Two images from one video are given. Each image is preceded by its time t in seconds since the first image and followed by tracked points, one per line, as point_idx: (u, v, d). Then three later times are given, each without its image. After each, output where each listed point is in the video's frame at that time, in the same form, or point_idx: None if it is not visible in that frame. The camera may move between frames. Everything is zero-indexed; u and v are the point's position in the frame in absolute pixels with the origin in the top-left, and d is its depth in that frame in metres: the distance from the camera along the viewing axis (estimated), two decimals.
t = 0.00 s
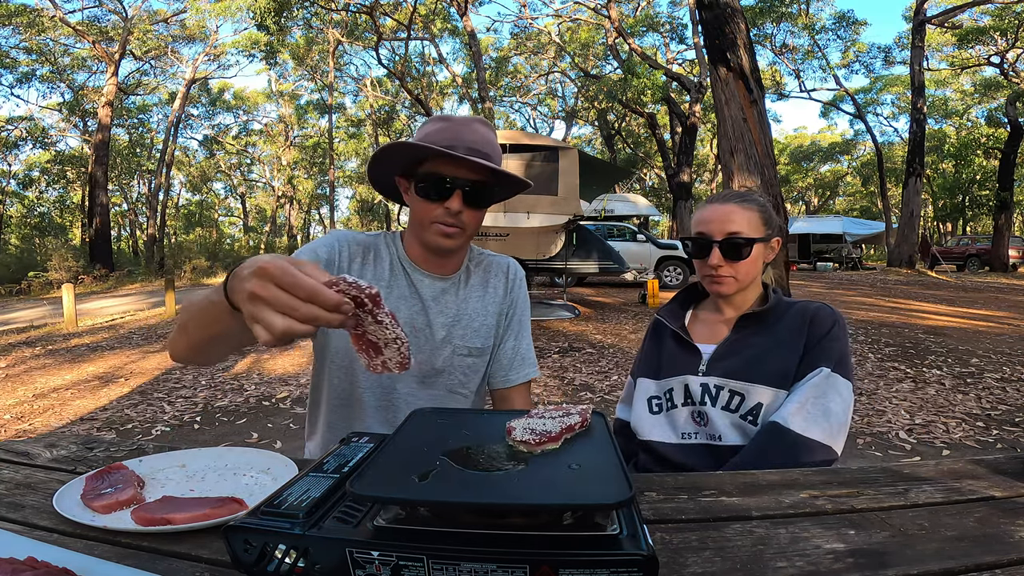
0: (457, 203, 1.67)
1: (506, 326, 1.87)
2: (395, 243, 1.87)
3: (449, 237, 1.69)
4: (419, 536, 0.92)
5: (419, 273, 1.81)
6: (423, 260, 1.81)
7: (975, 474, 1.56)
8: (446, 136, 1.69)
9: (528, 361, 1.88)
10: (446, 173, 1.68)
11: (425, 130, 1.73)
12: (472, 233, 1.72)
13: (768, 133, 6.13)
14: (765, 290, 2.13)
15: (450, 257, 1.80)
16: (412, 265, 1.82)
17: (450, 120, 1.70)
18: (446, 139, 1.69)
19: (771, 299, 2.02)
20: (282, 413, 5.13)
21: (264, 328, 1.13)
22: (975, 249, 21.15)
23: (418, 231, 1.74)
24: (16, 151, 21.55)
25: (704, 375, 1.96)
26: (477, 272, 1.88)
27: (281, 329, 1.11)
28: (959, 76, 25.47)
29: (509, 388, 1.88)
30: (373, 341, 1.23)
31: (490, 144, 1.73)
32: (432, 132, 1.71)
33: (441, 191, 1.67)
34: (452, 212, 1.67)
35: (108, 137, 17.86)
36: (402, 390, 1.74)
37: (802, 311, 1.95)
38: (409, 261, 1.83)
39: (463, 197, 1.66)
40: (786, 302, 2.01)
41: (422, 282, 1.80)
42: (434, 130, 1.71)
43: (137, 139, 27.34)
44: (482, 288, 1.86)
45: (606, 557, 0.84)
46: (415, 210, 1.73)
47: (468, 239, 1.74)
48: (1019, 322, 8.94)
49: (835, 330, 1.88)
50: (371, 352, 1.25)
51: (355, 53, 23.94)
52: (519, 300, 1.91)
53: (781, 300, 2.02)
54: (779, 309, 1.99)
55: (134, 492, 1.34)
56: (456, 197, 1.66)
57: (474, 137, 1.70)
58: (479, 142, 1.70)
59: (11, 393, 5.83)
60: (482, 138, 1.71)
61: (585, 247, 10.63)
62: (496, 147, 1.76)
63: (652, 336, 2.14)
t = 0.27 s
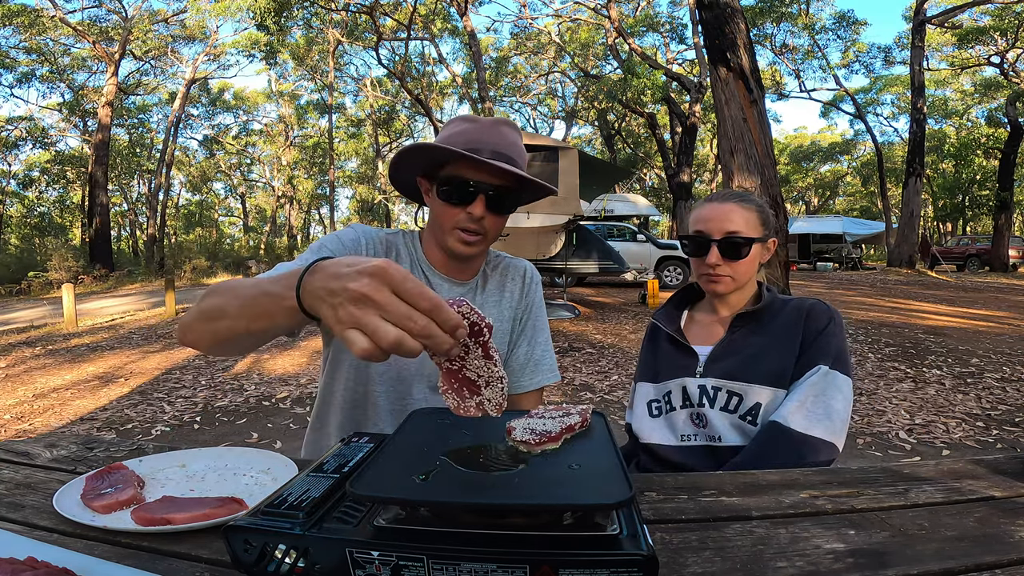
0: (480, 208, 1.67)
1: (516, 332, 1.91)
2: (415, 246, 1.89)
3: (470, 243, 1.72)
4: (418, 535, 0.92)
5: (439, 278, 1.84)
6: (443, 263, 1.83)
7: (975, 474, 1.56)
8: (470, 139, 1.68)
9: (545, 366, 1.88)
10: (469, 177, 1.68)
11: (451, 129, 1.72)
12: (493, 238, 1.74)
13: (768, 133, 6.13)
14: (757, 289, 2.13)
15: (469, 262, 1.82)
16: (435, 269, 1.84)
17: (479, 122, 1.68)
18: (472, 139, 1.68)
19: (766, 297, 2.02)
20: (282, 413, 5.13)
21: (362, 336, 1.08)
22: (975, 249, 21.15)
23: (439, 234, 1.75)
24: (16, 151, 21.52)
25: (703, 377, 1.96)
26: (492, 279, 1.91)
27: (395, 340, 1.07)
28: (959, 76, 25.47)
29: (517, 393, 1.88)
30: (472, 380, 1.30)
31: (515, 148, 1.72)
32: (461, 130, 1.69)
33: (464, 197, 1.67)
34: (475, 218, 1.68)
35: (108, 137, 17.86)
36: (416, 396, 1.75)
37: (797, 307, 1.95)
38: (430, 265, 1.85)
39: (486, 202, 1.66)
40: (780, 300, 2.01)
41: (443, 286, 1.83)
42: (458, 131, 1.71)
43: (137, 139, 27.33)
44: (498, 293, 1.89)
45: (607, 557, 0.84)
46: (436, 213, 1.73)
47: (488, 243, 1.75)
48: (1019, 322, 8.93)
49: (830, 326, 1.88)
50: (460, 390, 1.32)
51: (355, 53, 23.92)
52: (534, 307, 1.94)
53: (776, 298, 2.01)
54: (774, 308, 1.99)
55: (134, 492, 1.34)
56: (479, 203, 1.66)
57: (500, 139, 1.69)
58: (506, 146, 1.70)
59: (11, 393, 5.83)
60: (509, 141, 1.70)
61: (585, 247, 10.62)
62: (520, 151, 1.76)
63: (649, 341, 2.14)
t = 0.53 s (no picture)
0: (487, 212, 1.67)
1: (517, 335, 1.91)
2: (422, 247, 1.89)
3: (476, 247, 1.71)
4: (418, 535, 0.92)
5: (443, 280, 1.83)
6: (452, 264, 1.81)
7: (975, 475, 1.56)
8: (478, 142, 1.69)
9: (546, 370, 1.89)
10: (475, 180, 1.68)
11: (461, 132, 1.73)
12: (498, 244, 1.74)
13: (768, 133, 6.13)
14: (756, 289, 2.13)
15: (476, 264, 1.82)
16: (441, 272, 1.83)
17: (489, 125, 1.72)
18: (481, 146, 1.70)
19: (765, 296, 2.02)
20: (282, 413, 5.13)
21: (378, 316, 1.07)
22: (975, 249, 21.16)
23: (445, 235, 1.74)
24: (16, 151, 21.50)
25: (702, 378, 1.96)
26: (496, 280, 1.91)
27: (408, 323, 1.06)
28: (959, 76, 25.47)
29: (518, 396, 1.88)
30: (473, 370, 1.44)
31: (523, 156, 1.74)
32: (473, 134, 1.71)
33: (471, 201, 1.67)
34: (481, 221, 1.68)
35: (108, 137, 17.86)
36: (419, 397, 1.74)
37: (796, 307, 1.95)
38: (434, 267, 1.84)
39: (492, 207, 1.67)
40: (778, 300, 2.01)
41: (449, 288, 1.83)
42: (468, 133, 1.72)
43: (137, 139, 27.33)
44: (503, 297, 1.89)
45: (606, 557, 0.84)
46: (443, 214, 1.73)
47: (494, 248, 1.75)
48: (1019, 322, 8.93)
49: (829, 326, 1.88)
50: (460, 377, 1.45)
51: (355, 53, 23.91)
52: (537, 311, 1.94)
53: (775, 298, 2.01)
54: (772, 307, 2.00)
55: (134, 492, 1.34)
56: (485, 207, 1.66)
57: (510, 144, 1.71)
58: (515, 152, 1.72)
59: (11, 393, 5.83)
60: (518, 147, 1.73)
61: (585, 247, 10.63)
62: (528, 154, 1.77)
63: (648, 342, 2.14)
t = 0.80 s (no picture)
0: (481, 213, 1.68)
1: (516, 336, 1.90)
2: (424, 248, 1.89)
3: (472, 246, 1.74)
4: (417, 535, 0.92)
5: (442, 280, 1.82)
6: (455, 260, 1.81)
7: (975, 475, 1.56)
8: (475, 144, 1.69)
9: (543, 369, 1.90)
10: (471, 181, 1.68)
11: (457, 134, 1.73)
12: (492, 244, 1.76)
13: (768, 133, 6.13)
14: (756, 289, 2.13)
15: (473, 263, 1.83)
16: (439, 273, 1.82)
17: (484, 127, 1.72)
18: (477, 148, 1.69)
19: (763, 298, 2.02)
20: (282, 413, 5.13)
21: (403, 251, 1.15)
22: (976, 249, 21.16)
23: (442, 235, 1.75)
24: (16, 151, 21.45)
25: (702, 378, 1.95)
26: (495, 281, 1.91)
27: (426, 242, 1.14)
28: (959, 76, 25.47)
29: (516, 396, 1.87)
30: (484, 340, 1.33)
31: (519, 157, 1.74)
32: (469, 137, 1.71)
33: (467, 201, 1.67)
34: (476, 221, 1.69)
35: (108, 137, 17.84)
36: (417, 395, 1.73)
37: (795, 308, 1.95)
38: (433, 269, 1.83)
39: (487, 207, 1.67)
40: (777, 302, 2.01)
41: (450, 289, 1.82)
42: (465, 134, 1.73)
43: (137, 139, 27.31)
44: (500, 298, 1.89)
45: (606, 558, 0.84)
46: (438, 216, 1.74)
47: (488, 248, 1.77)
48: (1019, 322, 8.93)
49: (829, 325, 1.88)
50: (470, 350, 1.32)
51: (355, 53, 23.90)
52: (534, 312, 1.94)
53: (773, 300, 2.02)
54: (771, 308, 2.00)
55: (133, 492, 1.34)
56: (479, 208, 1.67)
57: (507, 146, 1.71)
58: (511, 154, 1.72)
59: (11, 393, 5.83)
60: (514, 148, 1.73)
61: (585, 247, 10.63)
62: (524, 158, 1.77)
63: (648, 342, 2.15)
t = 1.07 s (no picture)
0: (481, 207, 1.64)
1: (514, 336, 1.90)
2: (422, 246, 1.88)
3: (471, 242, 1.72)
4: (416, 535, 0.92)
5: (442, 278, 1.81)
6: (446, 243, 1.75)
7: (974, 475, 1.56)
8: (482, 145, 1.70)
9: (541, 369, 1.90)
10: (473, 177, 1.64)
11: (464, 136, 1.74)
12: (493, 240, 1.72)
13: (768, 133, 6.13)
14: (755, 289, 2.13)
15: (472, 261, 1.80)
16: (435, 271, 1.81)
17: (489, 129, 1.71)
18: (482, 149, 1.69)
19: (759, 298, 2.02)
20: (282, 413, 5.13)
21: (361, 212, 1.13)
22: (976, 249, 21.16)
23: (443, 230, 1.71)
24: (16, 151, 21.43)
25: (700, 380, 1.95)
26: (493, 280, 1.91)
27: (389, 199, 1.10)
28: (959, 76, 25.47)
29: (515, 395, 1.88)
30: (488, 303, 1.20)
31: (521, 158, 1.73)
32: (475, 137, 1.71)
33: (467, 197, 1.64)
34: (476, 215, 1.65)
35: (108, 137, 17.83)
36: (419, 393, 1.73)
37: (792, 308, 1.95)
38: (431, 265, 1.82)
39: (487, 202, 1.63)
40: (774, 301, 2.01)
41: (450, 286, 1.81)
42: (473, 137, 1.72)
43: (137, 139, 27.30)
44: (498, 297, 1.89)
45: (606, 557, 0.84)
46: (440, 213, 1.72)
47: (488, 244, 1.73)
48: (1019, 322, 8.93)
49: (826, 325, 1.89)
50: (472, 317, 1.23)
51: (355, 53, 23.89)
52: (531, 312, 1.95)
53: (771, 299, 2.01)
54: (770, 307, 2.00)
55: (134, 492, 1.34)
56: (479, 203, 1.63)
57: (509, 146, 1.70)
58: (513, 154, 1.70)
59: (11, 393, 5.83)
60: (516, 148, 1.72)
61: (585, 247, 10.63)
62: (526, 157, 1.76)
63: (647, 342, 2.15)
